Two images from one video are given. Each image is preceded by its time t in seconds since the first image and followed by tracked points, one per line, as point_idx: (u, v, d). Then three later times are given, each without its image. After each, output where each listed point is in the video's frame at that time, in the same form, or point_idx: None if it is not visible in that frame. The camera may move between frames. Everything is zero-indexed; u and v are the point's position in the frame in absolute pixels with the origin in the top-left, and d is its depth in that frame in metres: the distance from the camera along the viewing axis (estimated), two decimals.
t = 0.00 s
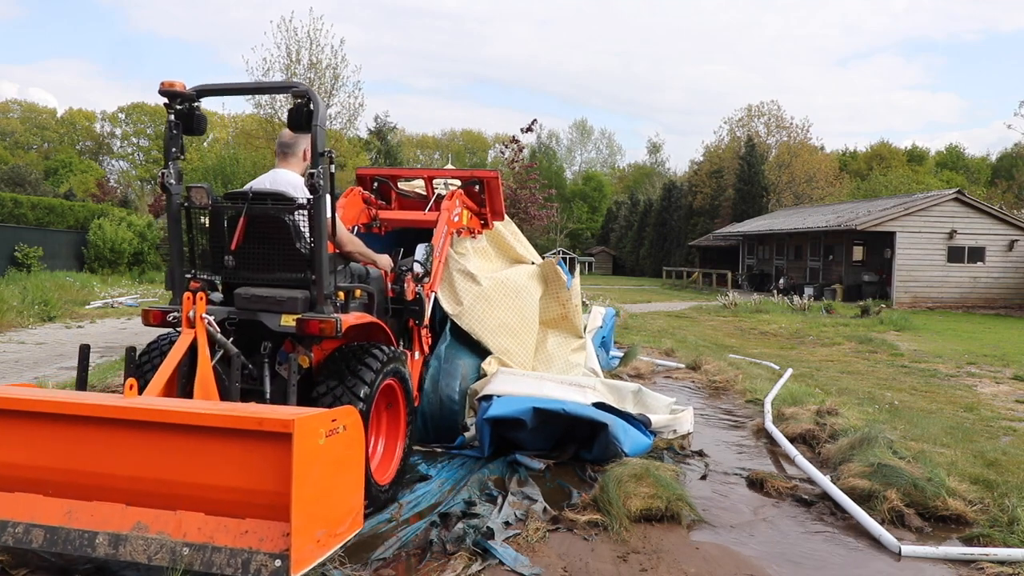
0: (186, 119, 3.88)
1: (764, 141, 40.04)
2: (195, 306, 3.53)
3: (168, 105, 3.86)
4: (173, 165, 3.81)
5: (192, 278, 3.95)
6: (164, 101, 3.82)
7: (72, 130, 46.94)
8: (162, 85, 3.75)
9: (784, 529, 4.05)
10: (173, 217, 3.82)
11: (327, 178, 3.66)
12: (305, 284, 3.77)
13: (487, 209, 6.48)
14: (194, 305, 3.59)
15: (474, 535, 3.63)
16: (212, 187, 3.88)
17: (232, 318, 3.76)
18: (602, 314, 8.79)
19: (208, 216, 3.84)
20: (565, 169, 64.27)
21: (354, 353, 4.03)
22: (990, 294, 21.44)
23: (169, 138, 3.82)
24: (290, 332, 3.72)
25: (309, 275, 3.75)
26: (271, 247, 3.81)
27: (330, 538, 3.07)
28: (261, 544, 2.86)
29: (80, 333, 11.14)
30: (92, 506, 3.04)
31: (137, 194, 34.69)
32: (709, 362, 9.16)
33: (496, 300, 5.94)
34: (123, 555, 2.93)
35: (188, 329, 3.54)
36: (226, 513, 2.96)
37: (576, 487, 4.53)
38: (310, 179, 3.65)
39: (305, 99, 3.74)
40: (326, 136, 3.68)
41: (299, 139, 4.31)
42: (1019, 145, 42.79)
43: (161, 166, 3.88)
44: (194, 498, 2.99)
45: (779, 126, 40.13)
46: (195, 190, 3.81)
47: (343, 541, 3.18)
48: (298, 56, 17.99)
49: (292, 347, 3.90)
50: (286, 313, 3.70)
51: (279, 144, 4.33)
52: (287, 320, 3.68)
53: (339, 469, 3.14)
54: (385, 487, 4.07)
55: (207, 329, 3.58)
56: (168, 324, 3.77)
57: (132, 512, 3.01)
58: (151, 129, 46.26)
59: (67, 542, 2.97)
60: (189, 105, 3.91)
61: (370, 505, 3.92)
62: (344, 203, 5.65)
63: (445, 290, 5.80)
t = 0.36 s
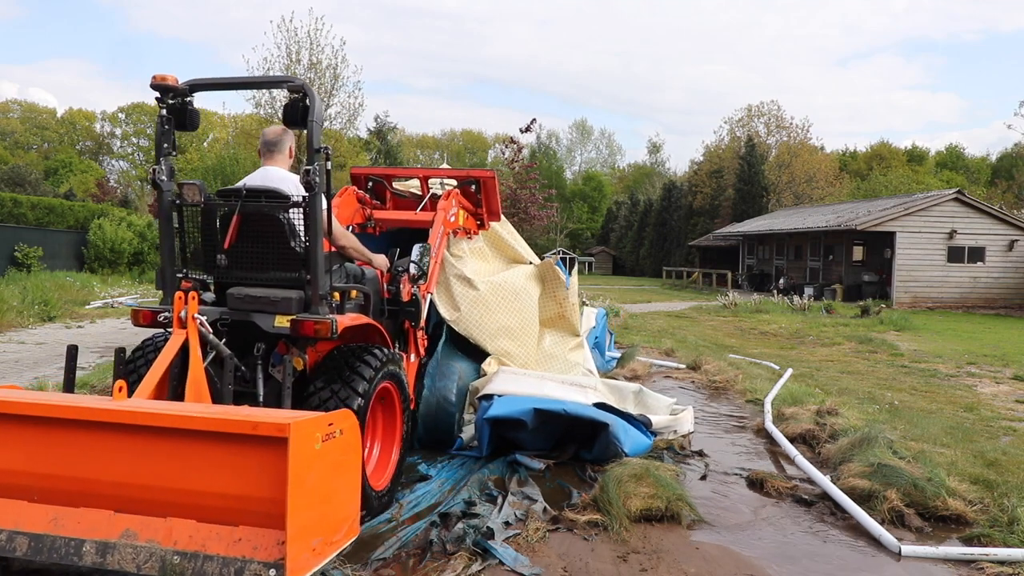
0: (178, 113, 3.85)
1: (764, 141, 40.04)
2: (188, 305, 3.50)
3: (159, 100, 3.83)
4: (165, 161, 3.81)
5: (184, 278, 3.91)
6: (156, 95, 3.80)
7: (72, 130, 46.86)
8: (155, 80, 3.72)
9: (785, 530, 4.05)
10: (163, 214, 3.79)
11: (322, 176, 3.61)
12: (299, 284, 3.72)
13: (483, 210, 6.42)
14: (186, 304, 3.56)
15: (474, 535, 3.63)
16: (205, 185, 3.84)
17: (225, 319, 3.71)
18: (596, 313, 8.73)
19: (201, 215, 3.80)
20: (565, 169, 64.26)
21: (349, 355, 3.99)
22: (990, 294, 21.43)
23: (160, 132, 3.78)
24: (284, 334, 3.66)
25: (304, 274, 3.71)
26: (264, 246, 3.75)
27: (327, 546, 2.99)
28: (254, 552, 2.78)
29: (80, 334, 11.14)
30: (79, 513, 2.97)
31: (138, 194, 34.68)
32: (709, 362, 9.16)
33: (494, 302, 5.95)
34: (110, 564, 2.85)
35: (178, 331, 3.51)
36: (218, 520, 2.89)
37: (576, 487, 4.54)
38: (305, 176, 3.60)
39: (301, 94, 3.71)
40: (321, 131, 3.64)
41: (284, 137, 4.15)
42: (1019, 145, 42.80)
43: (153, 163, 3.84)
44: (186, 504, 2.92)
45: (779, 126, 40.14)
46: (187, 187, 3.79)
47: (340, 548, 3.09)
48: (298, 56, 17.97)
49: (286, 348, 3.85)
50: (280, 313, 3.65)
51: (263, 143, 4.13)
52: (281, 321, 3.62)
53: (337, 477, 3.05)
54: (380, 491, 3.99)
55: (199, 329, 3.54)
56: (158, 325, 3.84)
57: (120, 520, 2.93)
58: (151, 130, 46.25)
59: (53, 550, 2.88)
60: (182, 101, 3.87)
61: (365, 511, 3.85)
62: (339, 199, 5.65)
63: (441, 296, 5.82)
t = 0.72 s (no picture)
0: (167, 108, 3.73)
1: (764, 141, 40.07)
2: (177, 307, 3.44)
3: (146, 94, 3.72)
4: (152, 159, 3.71)
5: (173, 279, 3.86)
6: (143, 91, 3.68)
7: (72, 130, 46.81)
8: (142, 72, 3.60)
9: (786, 530, 4.04)
10: (152, 212, 3.70)
11: (315, 173, 3.56)
12: (292, 284, 3.67)
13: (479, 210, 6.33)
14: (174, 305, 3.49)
15: (474, 535, 3.63)
16: (194, 180, 3.77)
17: (213, 321, 3.65)
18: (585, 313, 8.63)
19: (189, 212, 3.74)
20: (565, 169, 64.27)
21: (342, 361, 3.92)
22: (990, 294, 21.43)
23: (149, 128, 3.66)
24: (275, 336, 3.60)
25: (297, 275, 3.65)
26: (255, 246, 3.70)
27: (323, 556, 2.90)
28: (246, 564, 2.69)
29: (80, 334, 11.14)
30: (61, 524, 2.87)
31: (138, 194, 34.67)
32: (709, 362, 9.16)
33: (494, 304, 5.95)
34: None
35: (166, 332, 3.43)
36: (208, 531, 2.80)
37: (576, 487, 4.54)
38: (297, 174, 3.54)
39: (293, 89, 3.63)
40: (315, 127, 3.58)
41: (273, 134, 4.13)
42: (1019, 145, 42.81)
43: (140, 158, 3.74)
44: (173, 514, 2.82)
45: (779, 126, 40.18)
46: (176, 185, 3.71)
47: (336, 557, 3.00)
48: (298, 56, 17.98)
49: (277, 351, 3.75)
50: (271, 315, 3.59)
51: (251, 142, 4.12)
52: (272, 323, 3.56)
53: (333, 483, 2.95)
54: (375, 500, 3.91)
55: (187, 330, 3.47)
56: (146, 327, 3.79)
57: (104, 530, 2.84)
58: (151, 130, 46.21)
59: (30, 562, 2.77)
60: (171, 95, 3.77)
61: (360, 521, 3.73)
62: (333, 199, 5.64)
63: (440, 300, 5.80)
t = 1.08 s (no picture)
0: (158, 104, 3.66)
1: (764, 141, 40.07)
2: (164, 308, 3.34)
3: (137, 89, 3.63)
4: (143, 155, 3.62)
5: (164, 280, 3.78)
6: (135, 85, 3.63)
7: (72, 130, 46.76)
8: (135, 66, 3.56)
9: (787, 530, 4.04)
10: (141, 211, 3.60)
11: (310, 172, 3.47)
12: (286, 286, 3.59)
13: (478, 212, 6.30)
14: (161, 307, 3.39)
15: (474, 535, 3.63)
16: (185, 179, 3.68)
17: (204, 323, 3.55)
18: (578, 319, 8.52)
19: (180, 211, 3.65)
20: (566, 169, 64.28)
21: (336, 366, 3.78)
22: (990, 294, 21.43)
23: (139, 123, 3.56)
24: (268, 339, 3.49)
25: (290, 276, 3.58)
26: (247, 246, 3.62)
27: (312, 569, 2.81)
28: None
29: (81, 334, 11.14)
30: (40, 535, 2.78)
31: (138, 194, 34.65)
32: (709, 362, 9.16)
33: (496, 305, 5.95)
34: None
35: (154, 336, 3.34)
36: (192, 544, 2.70)
37: (576, 487, 4.54)
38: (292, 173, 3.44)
39: (288, 85, 3.55)
40: (310, 124, 3.49)
41: (263, 132, 4.11)
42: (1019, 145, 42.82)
43: (130, 155, 3.64)
44: (156, 526, 2.73)
45: (779, 126, 40.20)
46: (167, 182, 3.66)
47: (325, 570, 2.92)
48: (298, 56, 18.01)
49: (269, 355, 3.64)
50: (263, 318, 3.47)
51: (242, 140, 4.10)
52: (265, 326, 3.45)
53: (322, 496, 2.87)
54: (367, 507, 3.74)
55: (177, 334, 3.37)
56: (133, 328, 3.70)
57: (85, 541, 2.74)
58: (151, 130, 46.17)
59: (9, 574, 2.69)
60: (162, 90, 3.68)
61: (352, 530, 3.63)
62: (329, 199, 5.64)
63: (441, 301, 5.78)
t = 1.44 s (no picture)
0: (152, 100, 3.55)
1: (764, 141, 40.07)
2: (156, 312, 3.32)
3: (130, 83, 3.53)
4: (134, 152, 3.53)
5: (156, 280, 3.71)
6: (127, 80, 3.52)
7: (72, 130, 46.73)
8: (127, 60, 3.45)
9: (788, 530, 4.04)
10: (134, 210, 3.51)
11: (308, 172, 3.39)
12: (282, 288, 3.51)
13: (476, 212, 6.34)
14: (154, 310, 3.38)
15: (474, 535, 3.63)
16: (179, 177, 3.60)
17: (198, 326, 3.50)
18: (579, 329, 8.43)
19: (173, 211, 3.57)
20: (566, 169, 64.28)
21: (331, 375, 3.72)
22: (990, 294, 21.42)
23: (132, 120, 3.47)
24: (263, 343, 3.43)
25: (287, 278, 3.50)
26: (243, 247, 3.53)
27: None
28: None
29: (81, 334, 11.14)
30: (29, 548, 2.70)
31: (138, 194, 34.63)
32: (709, 362, 9.16)
33: (496, 304, 5.95)
34: None
35: (147, 339, 3.32)
36: (186, 557, 2.62)
37: (576, 487, 4.55)
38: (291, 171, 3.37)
39: (286, 81, 3.45)
40: (309, 122, 3.42)
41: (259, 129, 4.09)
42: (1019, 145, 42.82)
43: (122, 151, 3.55)
44: (148, 540, 2.64)
45: (779, 126, 40.21)
46: (160, 181, 3.54)
47: None
48: (298, 57, 18.02)
49: (264, 360, 3.56)
50: (259, 321, 3.42)
51: (238, 137, 4.12)
52: (260, 329, 3.40)
53: (322, 507, 2.79)
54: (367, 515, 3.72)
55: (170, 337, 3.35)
56: (126, 332, 3.51)
57: (75, 555, 2.67)
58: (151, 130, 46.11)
59: None
60: (156, 85, 3.58)
61: (348, 539, 3.55)
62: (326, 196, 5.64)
63: (441, 301, 5.77)
